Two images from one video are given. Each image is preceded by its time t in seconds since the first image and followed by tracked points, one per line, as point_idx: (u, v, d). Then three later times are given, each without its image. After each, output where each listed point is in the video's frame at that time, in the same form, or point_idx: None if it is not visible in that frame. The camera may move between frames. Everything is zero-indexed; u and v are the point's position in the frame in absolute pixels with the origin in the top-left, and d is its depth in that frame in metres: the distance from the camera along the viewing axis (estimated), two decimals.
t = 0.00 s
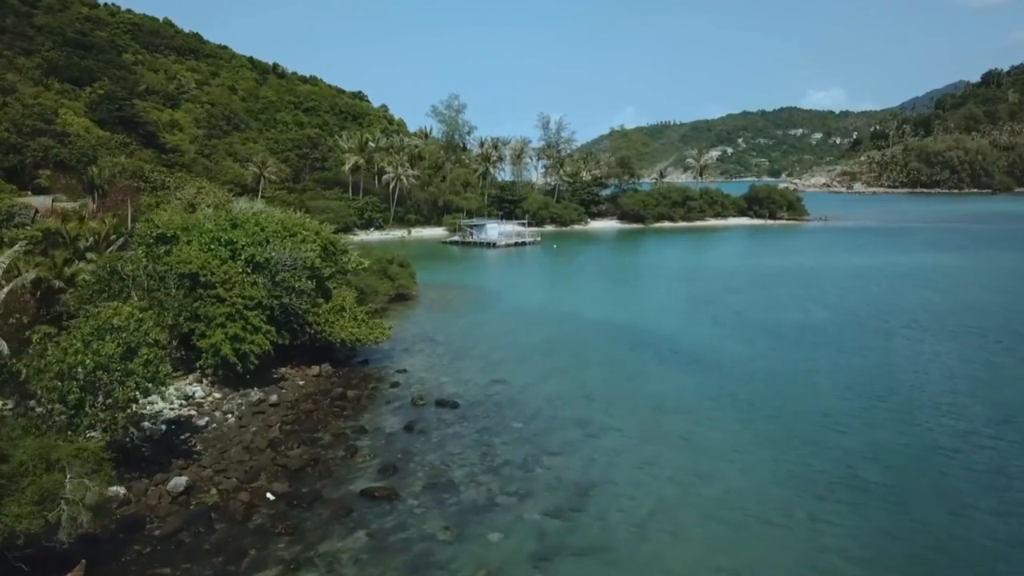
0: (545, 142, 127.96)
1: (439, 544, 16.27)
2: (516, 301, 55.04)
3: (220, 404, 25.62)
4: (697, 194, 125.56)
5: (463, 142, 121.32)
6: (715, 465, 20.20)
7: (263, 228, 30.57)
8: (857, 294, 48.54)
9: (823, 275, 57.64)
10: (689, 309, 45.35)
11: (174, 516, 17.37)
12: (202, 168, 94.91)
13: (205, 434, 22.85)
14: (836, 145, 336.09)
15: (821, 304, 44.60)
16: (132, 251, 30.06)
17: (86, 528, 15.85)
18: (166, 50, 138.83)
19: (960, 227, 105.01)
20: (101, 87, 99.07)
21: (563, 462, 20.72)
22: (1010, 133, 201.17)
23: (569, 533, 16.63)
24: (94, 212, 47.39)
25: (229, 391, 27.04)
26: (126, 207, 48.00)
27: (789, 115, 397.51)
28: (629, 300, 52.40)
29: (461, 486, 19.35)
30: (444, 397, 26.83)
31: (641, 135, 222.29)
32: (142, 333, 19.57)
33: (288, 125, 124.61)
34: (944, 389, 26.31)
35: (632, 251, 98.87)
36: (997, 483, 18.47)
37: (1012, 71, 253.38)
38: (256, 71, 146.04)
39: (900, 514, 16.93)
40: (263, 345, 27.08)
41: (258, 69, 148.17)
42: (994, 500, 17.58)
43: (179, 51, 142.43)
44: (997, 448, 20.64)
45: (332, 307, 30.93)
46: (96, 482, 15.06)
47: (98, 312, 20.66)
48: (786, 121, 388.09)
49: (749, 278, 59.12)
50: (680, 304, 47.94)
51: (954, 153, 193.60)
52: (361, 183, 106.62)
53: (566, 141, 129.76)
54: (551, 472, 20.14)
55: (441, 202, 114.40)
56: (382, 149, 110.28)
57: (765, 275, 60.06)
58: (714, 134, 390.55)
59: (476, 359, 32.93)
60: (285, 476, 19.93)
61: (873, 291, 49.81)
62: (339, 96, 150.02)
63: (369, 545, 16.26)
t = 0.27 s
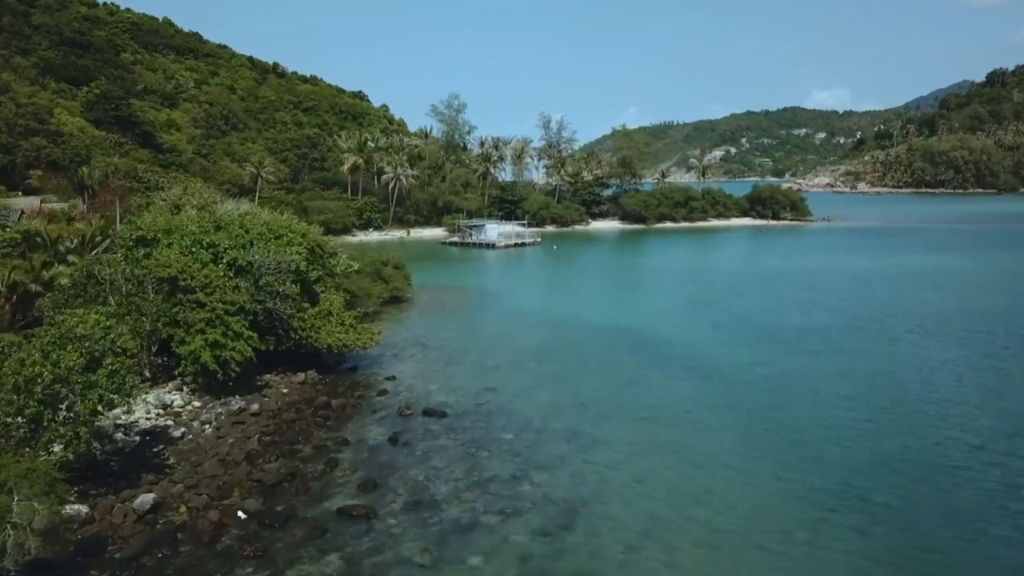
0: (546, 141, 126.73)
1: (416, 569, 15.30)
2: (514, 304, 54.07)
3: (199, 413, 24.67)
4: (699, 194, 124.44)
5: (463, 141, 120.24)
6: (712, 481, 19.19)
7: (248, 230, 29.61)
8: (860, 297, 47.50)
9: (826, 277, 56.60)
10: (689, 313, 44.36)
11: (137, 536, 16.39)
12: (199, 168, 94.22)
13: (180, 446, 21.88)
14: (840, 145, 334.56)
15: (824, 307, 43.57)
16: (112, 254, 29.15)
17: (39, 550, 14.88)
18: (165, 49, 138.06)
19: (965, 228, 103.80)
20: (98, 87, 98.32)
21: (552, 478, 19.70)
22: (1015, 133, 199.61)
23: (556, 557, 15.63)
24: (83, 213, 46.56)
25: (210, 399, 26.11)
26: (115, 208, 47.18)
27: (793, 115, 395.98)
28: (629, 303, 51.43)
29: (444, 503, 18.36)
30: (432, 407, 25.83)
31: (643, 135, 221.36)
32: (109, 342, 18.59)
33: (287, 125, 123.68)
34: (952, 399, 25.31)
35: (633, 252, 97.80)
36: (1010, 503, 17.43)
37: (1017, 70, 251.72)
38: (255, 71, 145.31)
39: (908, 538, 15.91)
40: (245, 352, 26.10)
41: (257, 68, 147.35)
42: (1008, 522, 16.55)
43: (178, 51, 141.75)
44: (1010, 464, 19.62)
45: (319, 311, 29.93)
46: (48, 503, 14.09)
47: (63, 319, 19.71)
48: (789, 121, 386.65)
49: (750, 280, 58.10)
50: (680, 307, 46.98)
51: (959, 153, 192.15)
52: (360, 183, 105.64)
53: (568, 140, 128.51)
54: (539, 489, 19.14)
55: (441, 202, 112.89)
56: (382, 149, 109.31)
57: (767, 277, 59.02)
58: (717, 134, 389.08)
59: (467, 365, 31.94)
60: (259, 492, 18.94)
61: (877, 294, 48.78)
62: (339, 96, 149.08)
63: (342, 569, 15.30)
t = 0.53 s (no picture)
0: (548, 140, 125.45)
1: None
2: (510, 307, 52.99)
3: (172, 425, 23.53)
4: (701, 195, 123.17)
5: (463, 141, 119.11)
6: (708, 503, 18.00)
7: (228, 233, 28.50)
8: (864, 301, 46.29)
9: (829, 281, 55.41)
10: (689, 318, 43.19)
11: (88, 563, 15.23)
12: (195, 168, 93.33)
13: (147, 461, 20.72)
14: (844, 145, 332.82)
15: (828, 312, 42.37)
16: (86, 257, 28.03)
17: None
18: (164, 49, 137.26)
19: (971, 229, 102.35)
20: (94, 86, 97.49)
21: (538, 499, 18.53)
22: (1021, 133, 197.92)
23: None
24: (69, 214, 45.58)
25: (185, 409, 24.98)
26: (102, 208, 46.20)
27: (797, 115, 394.32)
28: (628, 307, 50.29)
29: (421, 526, 17.21)
30: (417, 418, 24.65)
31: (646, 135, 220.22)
32: (63, 352, 17.47)
33: (286, 124, 122.73)
34: (962, 412, 24.13)
35: (634, 254, 96.62)
36: None
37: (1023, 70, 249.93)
38: (255, 70, 144.49)
39: (918, 567, 14.73)
40: (221, 360, 24.94)
41: (257, 68, 146.53)
42: None
43: (178, 50, 140.95)
44: None
45: (302, 317, 28.79)
46: None
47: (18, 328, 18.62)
48: (793, 121, 385.02)
49: (753, 283, 56.90)
50: (680, 313, 45.82)
51: (964, 153, 190.53)
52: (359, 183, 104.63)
53: (570, 139, 127.22)
54: (524, 510, 17.97)
55: (440, 202, 112.03)
56: (381, 149, 108.28)
57: (769, 280, 57.84)
58: (721, 134, 387.55)
59: (457, 374, 30.79)
60: (225, 513, 17.78)
61: (882, 298, 47.55)
62: (339, 95, 148.10)
63: None
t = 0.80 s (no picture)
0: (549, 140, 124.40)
1: None
2: (507, 310, 52.13)
3: (146, 436, 22.57)
4: (703, 195, 122.09)
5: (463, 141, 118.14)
6: (703, 522, 17.03)
7: (209, 235, 27.55)
8: (869, 304, 45.23)
9: (833, 283, 54.35)
10: (690, 322, 42.17)
11: None
12: (191, 168, 92.49)
13: (115, 476, 19.72)
14: (848, 144, 331.29)
15: (832, 316, 41.32)
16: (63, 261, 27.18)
17: None
18: (163, 48, 136.51)
19: (976, 229, 101.15)
20: (90, 85, 96.67)
21: (524, 517, 17.56)
22: None
23: None
24: (56, 215, 44.67)
25: (161, 418, 24.02)
26: (90, 209, 45.28)
27: (800, 114, 392.81)
28: (626, 310, 49.44)
29: (399, 547, 16.23)
30: (403, 429, 23.69)
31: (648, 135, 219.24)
32: (18, 363, 16.55)
33: (285, 124, 121.88)
34: (971, 423, 23.09)
35: (635, 255, 95.58)
36: None
37: None
38: (254, 70, 143.75)
39: None
40: (199, 368, 23.97)
41: (256, 67, 145.72)
42: None
43: (176, 49, 140.20)
44: None
45: (286, 322, 27.82)
46: None
47: None
48: (796, 120, 383.57)
49: (755, 286, 55.85)
50: (680, 316, 44.83)
51: (968, 153, 189.21)
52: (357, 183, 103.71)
53: (571, 139, 126.16)
54: (508, 530, 16.99)
55: (439, 203, 110.94)
56: (380, 149, 107.33)
57: (771, 282, 56.89)
58: (724, 134, 386.19)
59: (448, 381, 29.82)
60: (192, 533, 16.78)
61: (888, 301, 46.45)
62: (339, 95, 147.21)
63: None
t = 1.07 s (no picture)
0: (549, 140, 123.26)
1: None
2: (502, 313, 51.04)
3: (112, 450, 21.43)
4: (706, 195, 120.74)
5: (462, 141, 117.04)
6: (697, 549, 15.85)
7: (185, 238, 26.42)
8: (873, 308, 43.95)
9: (836, 286, 53.04)
10: (688, 327, 40.96)
11: None
12: (187, 168, 91.40)
13: (73, 495, 18.57)
14: (851, 145, 329.45)
15: (835, 321, 40.06)
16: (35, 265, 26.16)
17: None
18: (161, 47, 135.56)
19: (982, 230, 99.73)
20: (86, 84, 95.68)
21: (505, 541, 16.40)
22: None
23: None
24: (40, 215, 43.62)
25: (130, 430, 22.91)
26: (74, 210, 44.20)
27: (804, 114, 390.96)
28: (624, 314, 48.25)
29: None
30: (383, 444, 22.53)
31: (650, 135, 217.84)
32: None
33: (283, 123, 120.81)
34: (983, 439, 21.84)
35: (635, 257, 94.33)
36: None
37: None
38: (253, 69, 142.74)
39: None
40: (170, 378, 22.86)
41: (255, 67, 144.70)
42: None
43: (175, 48, 139.23)
44: None
45: (265, 329, 26.65)
46: None
47: None
48: (800, 120, 381.72)
49: (756, 288, 54.59)
50: (678, 320, 43.60)
51: (973, 153, 187.55)
52: (355, 183, 102.57)
53: (571, 139, 125.02)
54: (487, 556, 15.83)
55: (438, 203, 109.63)
56: (378, 149, 106.16)
57: (773, 285, 55.64)
58: (727, 134, 384.51)
59: (435, 389, 28.66)
60: (147, 559, 15.63)
61: (893, 305, 45.16)
62: (338, 95, 146.10)
63: None
